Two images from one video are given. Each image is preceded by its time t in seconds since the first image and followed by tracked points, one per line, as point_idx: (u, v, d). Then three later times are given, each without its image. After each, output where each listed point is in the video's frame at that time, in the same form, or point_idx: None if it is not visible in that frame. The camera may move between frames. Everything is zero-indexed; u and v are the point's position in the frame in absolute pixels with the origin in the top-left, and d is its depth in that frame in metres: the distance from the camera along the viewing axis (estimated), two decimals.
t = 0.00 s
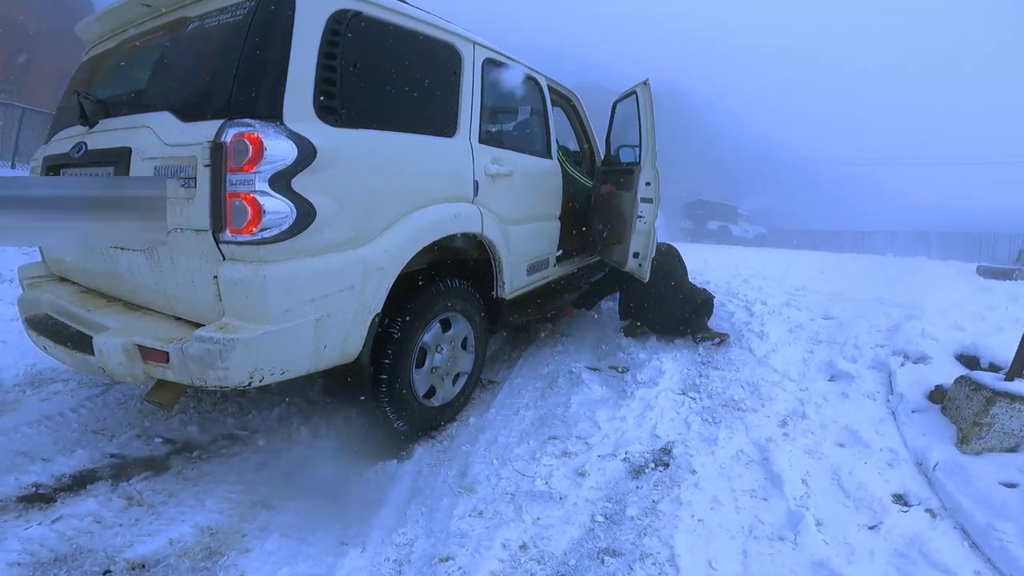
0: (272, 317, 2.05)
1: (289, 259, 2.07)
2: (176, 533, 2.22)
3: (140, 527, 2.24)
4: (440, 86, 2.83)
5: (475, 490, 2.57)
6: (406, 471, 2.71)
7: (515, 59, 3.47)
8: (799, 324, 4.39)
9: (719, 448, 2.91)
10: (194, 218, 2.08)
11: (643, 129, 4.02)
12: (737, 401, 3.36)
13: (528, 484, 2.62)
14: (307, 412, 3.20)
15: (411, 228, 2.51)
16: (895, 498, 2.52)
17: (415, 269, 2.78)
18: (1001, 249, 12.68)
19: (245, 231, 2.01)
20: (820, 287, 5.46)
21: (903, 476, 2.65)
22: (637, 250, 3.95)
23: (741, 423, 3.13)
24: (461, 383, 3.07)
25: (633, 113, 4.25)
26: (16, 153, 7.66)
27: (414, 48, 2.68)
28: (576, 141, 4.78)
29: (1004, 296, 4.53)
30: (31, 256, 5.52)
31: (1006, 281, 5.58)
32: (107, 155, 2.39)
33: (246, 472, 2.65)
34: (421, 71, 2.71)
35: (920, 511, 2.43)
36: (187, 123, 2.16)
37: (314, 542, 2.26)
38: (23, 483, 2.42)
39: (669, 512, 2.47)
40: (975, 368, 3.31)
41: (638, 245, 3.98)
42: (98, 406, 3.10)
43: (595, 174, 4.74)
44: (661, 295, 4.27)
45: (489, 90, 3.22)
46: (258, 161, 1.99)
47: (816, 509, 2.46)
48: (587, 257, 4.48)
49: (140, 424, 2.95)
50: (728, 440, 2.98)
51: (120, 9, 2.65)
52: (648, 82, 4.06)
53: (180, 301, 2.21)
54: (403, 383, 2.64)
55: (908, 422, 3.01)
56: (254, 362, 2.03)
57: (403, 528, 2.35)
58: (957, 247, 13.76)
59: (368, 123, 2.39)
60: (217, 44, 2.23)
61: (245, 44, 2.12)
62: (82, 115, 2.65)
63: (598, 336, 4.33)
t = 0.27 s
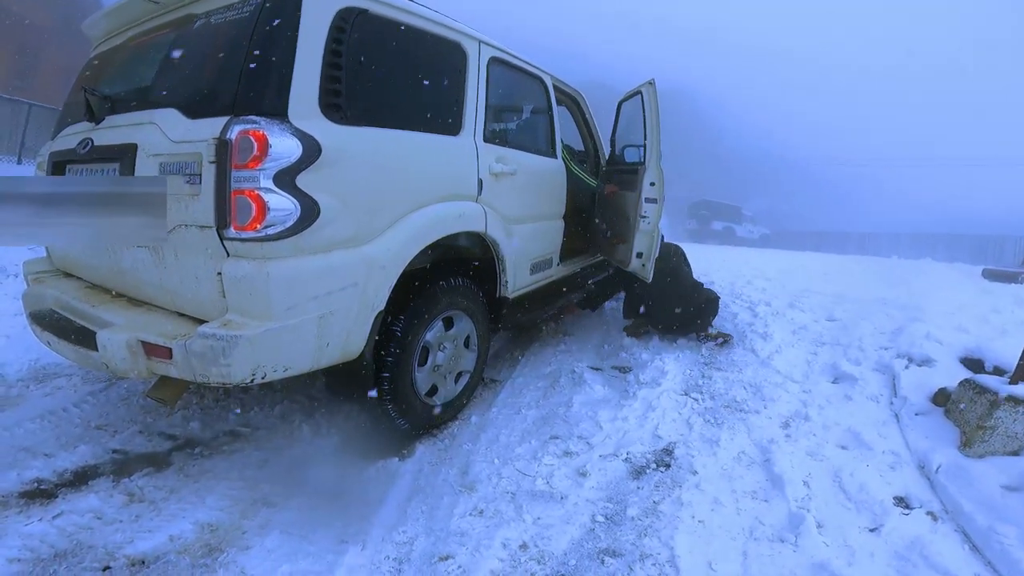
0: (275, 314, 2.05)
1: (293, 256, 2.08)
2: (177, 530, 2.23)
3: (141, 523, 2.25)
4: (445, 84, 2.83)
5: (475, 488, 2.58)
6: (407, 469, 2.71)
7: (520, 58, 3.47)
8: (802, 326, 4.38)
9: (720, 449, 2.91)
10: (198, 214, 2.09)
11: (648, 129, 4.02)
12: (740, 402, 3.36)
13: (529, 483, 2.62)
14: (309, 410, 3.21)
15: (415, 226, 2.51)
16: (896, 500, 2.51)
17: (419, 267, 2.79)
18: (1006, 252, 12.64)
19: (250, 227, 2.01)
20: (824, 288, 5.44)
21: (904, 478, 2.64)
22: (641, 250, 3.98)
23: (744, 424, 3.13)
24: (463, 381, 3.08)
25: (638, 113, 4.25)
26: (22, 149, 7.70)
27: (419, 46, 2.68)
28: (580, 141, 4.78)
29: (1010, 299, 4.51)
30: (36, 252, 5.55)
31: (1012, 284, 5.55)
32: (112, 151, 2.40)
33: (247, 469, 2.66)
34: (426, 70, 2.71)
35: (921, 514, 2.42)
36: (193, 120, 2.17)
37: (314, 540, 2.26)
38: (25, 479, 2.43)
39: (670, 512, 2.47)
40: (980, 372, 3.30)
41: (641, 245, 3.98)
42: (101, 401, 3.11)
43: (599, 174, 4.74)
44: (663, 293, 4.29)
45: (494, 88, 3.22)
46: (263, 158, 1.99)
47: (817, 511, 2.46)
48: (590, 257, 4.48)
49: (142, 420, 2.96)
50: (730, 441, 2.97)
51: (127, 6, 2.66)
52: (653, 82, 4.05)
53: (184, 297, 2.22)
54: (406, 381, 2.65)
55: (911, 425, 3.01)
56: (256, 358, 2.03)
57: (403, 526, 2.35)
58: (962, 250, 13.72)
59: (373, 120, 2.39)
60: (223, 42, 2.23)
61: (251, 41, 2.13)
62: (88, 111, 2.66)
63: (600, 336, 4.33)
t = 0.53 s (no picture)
0: (276, 311, 2.05)
1: (294, 253, 2.08)
2: (176, 527, 2.23)
3: (140, 520, 2.25)
4: (446, 82, 2.83)
5: (475, 486, 2.58)
6: (407, 467, 2.72)
7: (521, 56, 3.47)
8: (802, 325, 4.38)
9: (720, 447, 2.91)
10: (199, 210, 2.09)
11: (649, 127, 4.02)
12: (739, 401, 3.36)
13: (529, 481, 2.63)
14: (310, 406, 3.21)
15: (415, 223, 2.51)
16: (895, 500, 2.51)
17: (419, 264, 2.79)
18: (1007, 251, 12.63)
19: (250, 224, 2.02)
20: (825, 287, 5.44)
21: (903, 478, 2.65)
22: (642, 248, 3.99)
23: (743, 423, 3.13)
24: (463, 379, 3.08)
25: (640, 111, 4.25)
26: (23, 146, 7.71)
27: (420, 43, 2.68)
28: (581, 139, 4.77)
29: (1011, 299, 4.51)
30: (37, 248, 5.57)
31: (1013, 284, 5.55)
32: (113, 148, 2.40)
33: (247, 466, 2.66)
34: (427, 67, 2.71)
35: (920, 513, 2.43)
36: (193, 117, 2.17)
37: (313, 537, 2.27)
38: (25, 475, 2.43)
39: (669, 510, 2.47)
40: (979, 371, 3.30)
41: (642, 244, 3.98)
42: (101, 398, 3.11)
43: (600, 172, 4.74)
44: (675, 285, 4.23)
45: (495, 86, 3.22)
46: (263, 155, 2.00)
47: (816, 509, 2.46)
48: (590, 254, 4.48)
49: (142, 417, 2.96)
50: (729, 440, 2.98)
51: (128, 3, 2.66)
52: (654, 80, 4.05)
53: (184, 294, 2.22)
54: (406, 378, 2.65)
55: (911, 424, 3.01)
56: (256, 355, 2.04)
57: (403, 523, 2.36)
58: (963, 250, 13.71)
59: (374, 117, 2.39)
60: (224, 39, 2.23)
61: (252, 38, 2.13)
62: (89, 108, 2.66)
63: (600, 334, 4.33)
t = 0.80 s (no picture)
0: (272, 307, 2.06)
1: (290, 249, 2.08)
2: (174, 524, 2.23)
3: (139, 517, 2.26)
4: (443, 79, 2.83)
5: (472, 482, 2.58)
6: (404, 463, 2.72)
7: (518, 53, 3.46)
8: (799, 321, 4.39)
9: (717, 443, 2.92)
10: (195, 207, 2.09)
11: (646, 124, 4.02)
12: (736, 397, 3.37)
13: (526, 477, 2.63)
14: (307, 403, 3.21)
15: (412, 220, 2.51)
16: (890, 496, 2.53)
17: (416, 260, 2.79)
18: (1003, 248, 12.66)
19: (247, 220, 2.01)
20: (821, 284, 5.45)
21: (898, 474, 2.66)
22: (638, 244, 3.98)
23: (740, 419, 3.14)
24: (460, 375, 3.08)
25: (637, 108, 4.25)
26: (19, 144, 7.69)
27: (417, 40, 2.68)
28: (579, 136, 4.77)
29: (1006, 295, 4.52)
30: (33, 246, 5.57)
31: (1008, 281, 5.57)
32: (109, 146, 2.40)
33: (245, 463, 2.67)
34: (424, 64, 2.71)
35: (915, 509, 2.44)
36: (189, 114, 2.17)
37: (311, 534, 2.27)
38: (23, 473, 2.43)
39: (666, 506, 2.48)
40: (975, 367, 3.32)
41: (640, 240, 3.99)
42: (98, 395, 3.11)
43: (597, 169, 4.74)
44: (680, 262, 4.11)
45: (491, 83, 3.22)
46: (260, 151, 1.99)
47: (812, 505, 2.47)
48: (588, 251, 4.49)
49: (140, 414, 2.96)
50: (726, 435, 2.99)
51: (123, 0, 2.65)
52: (651, 77, 4.06)
53: (181, 291, 2.22)
54: (403, 374, 2.65)
55: (906, 420, 3.02)
56: (253, 352, 2.04)
57: (401, 519, 2.36)
58: (959, 247, 13.75)
59: (371, 114, 2.39)
60: (220, 36, 2.23)
61: (248, 35, 2.12)
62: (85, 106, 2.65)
63: (598, 329, 4.34)
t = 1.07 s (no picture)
0: (265, 305, 2.05)
1: (283, 247, 2.07)
2: (171, 523, 2.23)
3: (135, 517, 2.25)
4: (435, 76, 2.82)
5: (469, 478, 2.58)
6: (400, 460, 2.72)
7: (511, 49, 3.46)
8: (793, 315, 4.41)
9: (711, 437, 2.93)
10: (187, 206, 2.08)
11: (639, 120, 4.03)
12: (731, 390, 3.38)
13: (522, 473, 2.63)
14: (303, 401, 3.21)
15: (406, 217, 2.51)
16: (884, 489, 2.54)
17: (409, 257, 2.78)
18: (996, 241, 12.72)
19: (239, 219, 2.01)
20: (815, 277, 5.47)
21: (892, 467, 2.67)
22: (633, 240, 4.06)
23: (734, 413, 3.15)
24: (456, 372, 3.08)
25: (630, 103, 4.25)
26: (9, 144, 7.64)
27: (409, 37, 2.67)
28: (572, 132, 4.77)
29: (997, 288, 4.55)
30: (23, 247, 5.58)
31: (999, 273, 5.61)
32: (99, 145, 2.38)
33: (241, 462, 2.66)
34: (415, 61, 2.70)
35: (909, 502, 2.45)
36: (179, 113, 2.16)
37: (308, 531, 2.27)
38: (18, 474, 2.42)
39: (662, 501, 2.48)
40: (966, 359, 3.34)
41: (633, 235, 4.05)
42: (92, 395, 3.10)
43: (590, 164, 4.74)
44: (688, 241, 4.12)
45: (484, 79, 3.21)
46: (250, 149, 1.98)
47: (807, 499, 2.48)
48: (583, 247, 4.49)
49: (135, 414, 2.95)
50: (721, 430, 2.99)
51: None
52: (644, 73, 4.06)
53: (174, 289, 2.21)
54: (398, 371, 2.65)
55: (899, 412, 3.04)
56: (247, 350, 2.03)
57: (397, 516, 2.36)
58: (952, 240, 13.81)
59: (363, 112, 2.39)
60: (209, 34, 2.22)
61: (238, 32, 2.11)
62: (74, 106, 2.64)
63: (593, 325, 4.34)
